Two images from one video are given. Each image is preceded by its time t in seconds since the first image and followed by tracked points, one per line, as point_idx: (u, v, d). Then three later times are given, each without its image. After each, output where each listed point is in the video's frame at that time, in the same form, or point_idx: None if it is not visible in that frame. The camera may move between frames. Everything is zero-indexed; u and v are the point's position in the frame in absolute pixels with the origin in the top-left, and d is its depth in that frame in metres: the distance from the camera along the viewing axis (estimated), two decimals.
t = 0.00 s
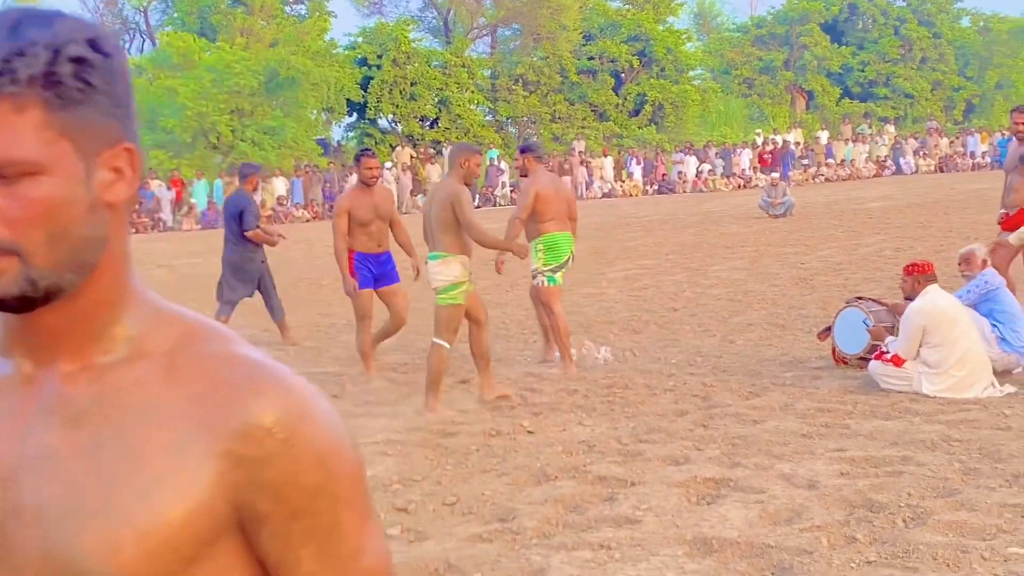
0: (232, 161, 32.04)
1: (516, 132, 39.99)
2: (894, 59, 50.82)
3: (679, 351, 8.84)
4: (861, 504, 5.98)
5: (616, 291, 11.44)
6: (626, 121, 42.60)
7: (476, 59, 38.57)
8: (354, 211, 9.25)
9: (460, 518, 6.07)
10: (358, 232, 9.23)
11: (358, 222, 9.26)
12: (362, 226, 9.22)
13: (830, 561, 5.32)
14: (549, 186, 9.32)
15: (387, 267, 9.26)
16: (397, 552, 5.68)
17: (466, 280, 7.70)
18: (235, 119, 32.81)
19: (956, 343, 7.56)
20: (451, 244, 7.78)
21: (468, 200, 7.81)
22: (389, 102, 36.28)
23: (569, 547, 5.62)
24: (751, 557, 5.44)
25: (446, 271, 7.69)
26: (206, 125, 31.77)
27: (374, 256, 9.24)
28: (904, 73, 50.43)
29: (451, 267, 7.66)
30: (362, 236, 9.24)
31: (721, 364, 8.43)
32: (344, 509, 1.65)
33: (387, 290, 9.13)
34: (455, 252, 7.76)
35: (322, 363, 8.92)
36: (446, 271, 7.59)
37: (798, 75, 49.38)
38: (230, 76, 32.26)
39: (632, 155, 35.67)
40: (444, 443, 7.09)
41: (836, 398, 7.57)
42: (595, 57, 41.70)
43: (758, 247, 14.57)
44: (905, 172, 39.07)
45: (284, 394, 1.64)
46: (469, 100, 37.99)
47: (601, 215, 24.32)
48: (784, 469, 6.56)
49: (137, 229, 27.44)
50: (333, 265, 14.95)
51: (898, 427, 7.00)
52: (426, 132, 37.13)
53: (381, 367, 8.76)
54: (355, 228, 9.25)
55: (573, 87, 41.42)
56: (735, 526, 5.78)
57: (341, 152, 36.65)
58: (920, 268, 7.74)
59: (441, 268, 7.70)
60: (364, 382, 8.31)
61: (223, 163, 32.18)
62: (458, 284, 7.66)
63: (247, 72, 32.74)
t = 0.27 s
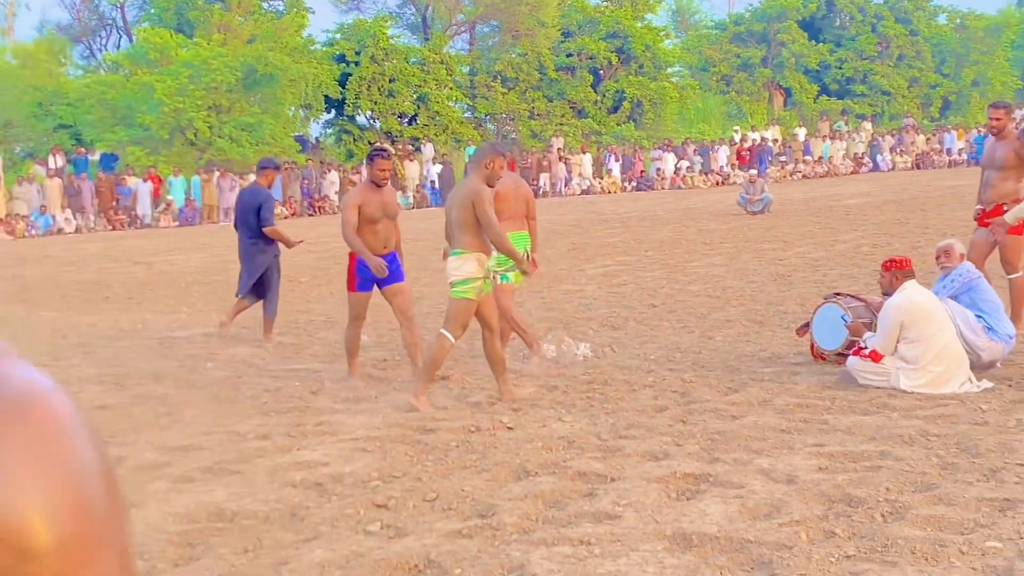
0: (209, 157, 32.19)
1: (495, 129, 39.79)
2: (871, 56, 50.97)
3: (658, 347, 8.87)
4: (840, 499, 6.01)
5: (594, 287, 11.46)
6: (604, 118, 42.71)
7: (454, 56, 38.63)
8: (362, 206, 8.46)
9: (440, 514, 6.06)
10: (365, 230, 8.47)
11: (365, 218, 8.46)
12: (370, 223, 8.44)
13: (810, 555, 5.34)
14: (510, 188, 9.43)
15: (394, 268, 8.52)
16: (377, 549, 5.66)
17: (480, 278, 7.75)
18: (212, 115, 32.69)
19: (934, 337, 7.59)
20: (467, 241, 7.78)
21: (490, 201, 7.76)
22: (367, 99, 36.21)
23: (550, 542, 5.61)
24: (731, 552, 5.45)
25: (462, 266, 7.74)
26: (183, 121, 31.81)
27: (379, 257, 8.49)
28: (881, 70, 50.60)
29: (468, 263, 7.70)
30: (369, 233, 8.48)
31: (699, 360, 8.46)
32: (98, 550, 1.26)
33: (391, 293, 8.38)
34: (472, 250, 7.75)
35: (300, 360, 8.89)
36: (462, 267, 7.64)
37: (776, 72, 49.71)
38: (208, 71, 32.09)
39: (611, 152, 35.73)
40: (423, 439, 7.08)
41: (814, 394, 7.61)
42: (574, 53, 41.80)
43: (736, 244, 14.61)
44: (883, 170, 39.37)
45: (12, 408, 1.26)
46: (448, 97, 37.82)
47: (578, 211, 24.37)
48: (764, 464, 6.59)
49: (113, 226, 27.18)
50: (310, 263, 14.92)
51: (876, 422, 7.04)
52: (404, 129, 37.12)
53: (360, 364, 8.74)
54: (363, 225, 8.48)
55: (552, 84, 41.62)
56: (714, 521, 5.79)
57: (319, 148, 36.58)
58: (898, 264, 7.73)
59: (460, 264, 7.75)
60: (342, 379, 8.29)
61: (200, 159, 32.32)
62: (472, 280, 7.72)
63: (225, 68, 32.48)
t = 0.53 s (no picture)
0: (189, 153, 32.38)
1: (476, 126, 40.04)
2: (851, 54, 51.16)
3: (640, 343, 8.88)
4: (822, 493, 6.04)
5: (576, 283, 11.48)
6: (585, 114, 42.76)
7: (436, 52, 38.60)
8: (378, 199, 8.48)
9: (424, 510, 6.04)
10: (380, 223, 8.51)
11: (381, 211, 8.51)
12: (385, 216, 8.47)
13: (792, 550, 5.36)
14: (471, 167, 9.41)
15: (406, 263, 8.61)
16: (361, 545, 5.63)
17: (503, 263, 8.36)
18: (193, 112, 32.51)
19: (915, 334, 7.61)
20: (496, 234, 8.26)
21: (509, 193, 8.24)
22: (348, 96, 36.15)
23: (533, 538, 5.62)
24: (713, 546, 5.47)
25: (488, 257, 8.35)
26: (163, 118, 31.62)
27: (393, 251, 8.56)
28: (861, 67, 50.81)
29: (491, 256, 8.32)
30: (383, 225, 8.51)
31: (682, 356, 8.47)
32: None
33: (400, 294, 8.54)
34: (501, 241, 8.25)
35: (282, 357, 8.87)
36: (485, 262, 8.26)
37: (757, 69, 49.93)
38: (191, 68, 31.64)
39: (592, 148, 35.74)
40: (406, 436, 7.06)
41: (796, 389, 7.64)
42: (556, 50, 41.78)
43: (717, 240, 14.65)
44: (862, 166, 39.26)
45: None
46: (429, 94, 37.91)
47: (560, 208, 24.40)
48: (747, 460, 6.61)
49: (93, 223, 27.21)
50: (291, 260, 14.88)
51: (857, 417, 7.07)
52: (386, 126, 37.06)
53: (342, 361, 8.72)
54: (377, 217, 8.51)
55: (534, 80, 41.41)
56: (698, 516, 5.80)
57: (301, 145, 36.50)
58: (879, 259, 7.72)
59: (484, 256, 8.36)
60: (325, 376, 8.28)
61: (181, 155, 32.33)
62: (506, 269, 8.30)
63: (205, 64, 31.97)
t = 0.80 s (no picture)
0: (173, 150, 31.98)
1: (461, 123, 40.15)
2: (835, 51, 51.16)
3: (626, 339, 8.89)
4: (808, 488, 6.05)
5: (562, 280, 11.47)
6: (570, 112, 42.71)
7: (420, 49, 38.60)
8: (387, 202, 8.13)
9: (411, 507, 6.02)
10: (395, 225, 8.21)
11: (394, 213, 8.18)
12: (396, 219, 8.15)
13: (780, 544, 5.37)
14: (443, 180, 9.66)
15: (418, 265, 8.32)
16: (348, 542, 5.61)
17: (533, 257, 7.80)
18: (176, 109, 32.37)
19: (901, 328, 7.63)
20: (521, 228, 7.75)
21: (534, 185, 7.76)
22: (332, 93, 36.11)
23: (521, 534, 5.60)
24: (701, 542, 5.47)
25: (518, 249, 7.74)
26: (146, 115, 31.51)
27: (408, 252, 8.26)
28: (844, 64, 50.94)
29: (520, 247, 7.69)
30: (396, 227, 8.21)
31: (669, 352, 8.48)
32: None
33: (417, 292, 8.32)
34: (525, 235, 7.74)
35: (266, 354, 8.83)
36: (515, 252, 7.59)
37: (741, 66, 50.00)
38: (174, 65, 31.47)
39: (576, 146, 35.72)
40: (393, 432, 7.05)
41: (782, 384, 7.66)
42: (540, 48, 41.80)
43: (701, 237, 14.67)
44: (847, 163, 39.43)
45: None
46: (413, 91, 37.89)
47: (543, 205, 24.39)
48: (735, 455, 6.61)
49: (76, 221, 27.07)
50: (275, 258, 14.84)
51: (843, 412, 7.08)
52: (370, 123, 37.02)
53: (327, 357, 8.69)
54: (389, 219, 8.16)
55: (518, 78, 41.47)
56: (685, 511, 5.80)
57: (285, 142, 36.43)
58: (864, 255, 7.76)
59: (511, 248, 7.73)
60: (311, 373, 8.25)
61: (164, 154, 32.12)
62: (533, 260, 7.73)
63: (188, 61, 31.89)
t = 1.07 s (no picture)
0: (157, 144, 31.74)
1: (445, 117, 40.47)
2: (816, 46, 51.59)
3: (608, 331, 8.92)
4: (790, 475, 6.09)
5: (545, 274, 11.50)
6: (553, 106, 42.52)
7: (403, 43, 38.73)
8: (402, 191, 7.95)
9: (394, 496, 6.03)
10: (411, 215, 7.97)
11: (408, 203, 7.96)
12: (412, 209, 7.94)
13: (762, 531, 5.40)
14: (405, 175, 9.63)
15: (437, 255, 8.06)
16: (330, 531, 5.61)
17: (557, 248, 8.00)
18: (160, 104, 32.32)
19: (879, 319, 7.69)
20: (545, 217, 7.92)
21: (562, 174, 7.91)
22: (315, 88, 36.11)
23: (504, 522, 5.61)
24: (684, 529, 5.48)
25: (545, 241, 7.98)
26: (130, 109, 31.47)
27: (425, 241, 8.00)
28: (825, 59, 51.33)
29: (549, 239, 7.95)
30: (411, 218, 7.98)
31: (651, 343, 8.51)
32: None
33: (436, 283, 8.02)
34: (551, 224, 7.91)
35: (249, 346, 8.83)
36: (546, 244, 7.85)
37: (722, 61, 50.09)
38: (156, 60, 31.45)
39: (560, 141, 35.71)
40: (376, 423, 7.05)
41: (764, 374, 7.70)
42: (523, 42, 41.63)
43: (684, 230, 14.71)
44: (828, 157, 39.62)
45: None
46: (396, 85, 37.94)
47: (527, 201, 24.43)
48: (716, 443, 6.64)
49: (60, 214, 27.05)
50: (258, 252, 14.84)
51: (825, 401, 7.12)
52: (353, 117, 37.03)
53: (311, 350, 8.69)
54: (403, 209, 7.97)
55: (501, 72, 41.32)
56: (667, 500, 5.82)
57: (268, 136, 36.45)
58: (845, 245, 7.81)
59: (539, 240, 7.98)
60: (295, 365, 8.25)
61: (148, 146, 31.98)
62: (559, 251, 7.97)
63: (171, 56, 31.86)
